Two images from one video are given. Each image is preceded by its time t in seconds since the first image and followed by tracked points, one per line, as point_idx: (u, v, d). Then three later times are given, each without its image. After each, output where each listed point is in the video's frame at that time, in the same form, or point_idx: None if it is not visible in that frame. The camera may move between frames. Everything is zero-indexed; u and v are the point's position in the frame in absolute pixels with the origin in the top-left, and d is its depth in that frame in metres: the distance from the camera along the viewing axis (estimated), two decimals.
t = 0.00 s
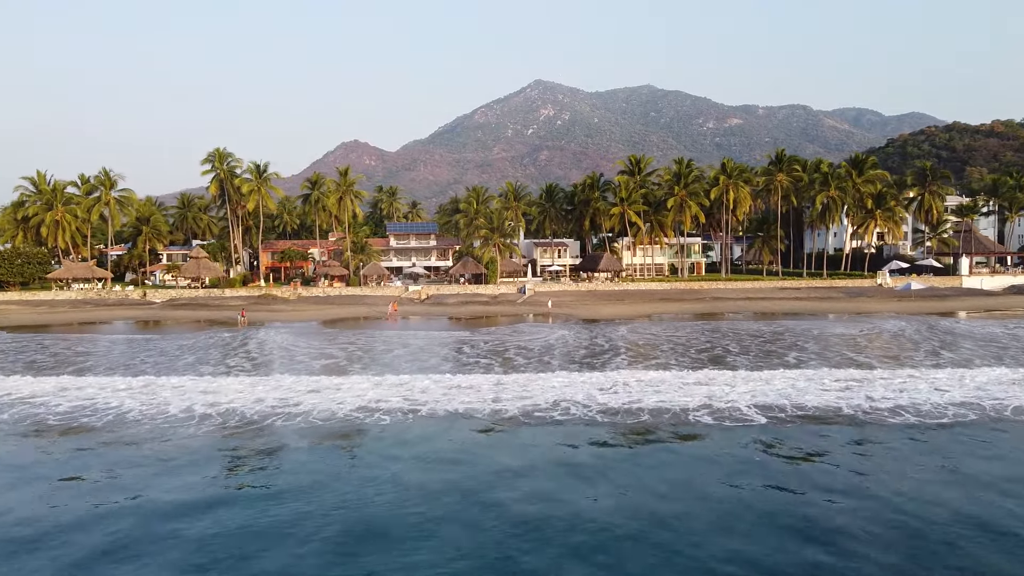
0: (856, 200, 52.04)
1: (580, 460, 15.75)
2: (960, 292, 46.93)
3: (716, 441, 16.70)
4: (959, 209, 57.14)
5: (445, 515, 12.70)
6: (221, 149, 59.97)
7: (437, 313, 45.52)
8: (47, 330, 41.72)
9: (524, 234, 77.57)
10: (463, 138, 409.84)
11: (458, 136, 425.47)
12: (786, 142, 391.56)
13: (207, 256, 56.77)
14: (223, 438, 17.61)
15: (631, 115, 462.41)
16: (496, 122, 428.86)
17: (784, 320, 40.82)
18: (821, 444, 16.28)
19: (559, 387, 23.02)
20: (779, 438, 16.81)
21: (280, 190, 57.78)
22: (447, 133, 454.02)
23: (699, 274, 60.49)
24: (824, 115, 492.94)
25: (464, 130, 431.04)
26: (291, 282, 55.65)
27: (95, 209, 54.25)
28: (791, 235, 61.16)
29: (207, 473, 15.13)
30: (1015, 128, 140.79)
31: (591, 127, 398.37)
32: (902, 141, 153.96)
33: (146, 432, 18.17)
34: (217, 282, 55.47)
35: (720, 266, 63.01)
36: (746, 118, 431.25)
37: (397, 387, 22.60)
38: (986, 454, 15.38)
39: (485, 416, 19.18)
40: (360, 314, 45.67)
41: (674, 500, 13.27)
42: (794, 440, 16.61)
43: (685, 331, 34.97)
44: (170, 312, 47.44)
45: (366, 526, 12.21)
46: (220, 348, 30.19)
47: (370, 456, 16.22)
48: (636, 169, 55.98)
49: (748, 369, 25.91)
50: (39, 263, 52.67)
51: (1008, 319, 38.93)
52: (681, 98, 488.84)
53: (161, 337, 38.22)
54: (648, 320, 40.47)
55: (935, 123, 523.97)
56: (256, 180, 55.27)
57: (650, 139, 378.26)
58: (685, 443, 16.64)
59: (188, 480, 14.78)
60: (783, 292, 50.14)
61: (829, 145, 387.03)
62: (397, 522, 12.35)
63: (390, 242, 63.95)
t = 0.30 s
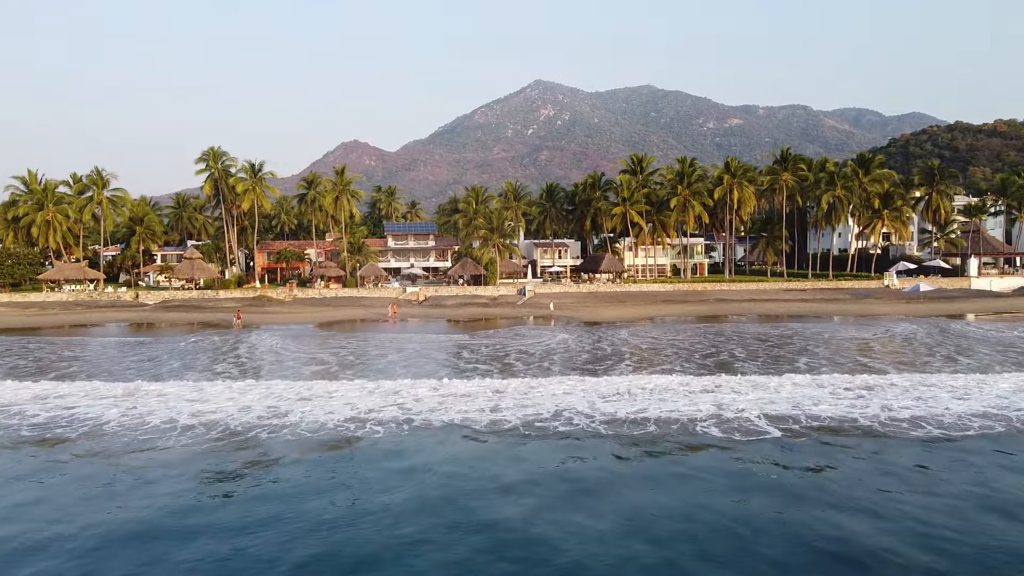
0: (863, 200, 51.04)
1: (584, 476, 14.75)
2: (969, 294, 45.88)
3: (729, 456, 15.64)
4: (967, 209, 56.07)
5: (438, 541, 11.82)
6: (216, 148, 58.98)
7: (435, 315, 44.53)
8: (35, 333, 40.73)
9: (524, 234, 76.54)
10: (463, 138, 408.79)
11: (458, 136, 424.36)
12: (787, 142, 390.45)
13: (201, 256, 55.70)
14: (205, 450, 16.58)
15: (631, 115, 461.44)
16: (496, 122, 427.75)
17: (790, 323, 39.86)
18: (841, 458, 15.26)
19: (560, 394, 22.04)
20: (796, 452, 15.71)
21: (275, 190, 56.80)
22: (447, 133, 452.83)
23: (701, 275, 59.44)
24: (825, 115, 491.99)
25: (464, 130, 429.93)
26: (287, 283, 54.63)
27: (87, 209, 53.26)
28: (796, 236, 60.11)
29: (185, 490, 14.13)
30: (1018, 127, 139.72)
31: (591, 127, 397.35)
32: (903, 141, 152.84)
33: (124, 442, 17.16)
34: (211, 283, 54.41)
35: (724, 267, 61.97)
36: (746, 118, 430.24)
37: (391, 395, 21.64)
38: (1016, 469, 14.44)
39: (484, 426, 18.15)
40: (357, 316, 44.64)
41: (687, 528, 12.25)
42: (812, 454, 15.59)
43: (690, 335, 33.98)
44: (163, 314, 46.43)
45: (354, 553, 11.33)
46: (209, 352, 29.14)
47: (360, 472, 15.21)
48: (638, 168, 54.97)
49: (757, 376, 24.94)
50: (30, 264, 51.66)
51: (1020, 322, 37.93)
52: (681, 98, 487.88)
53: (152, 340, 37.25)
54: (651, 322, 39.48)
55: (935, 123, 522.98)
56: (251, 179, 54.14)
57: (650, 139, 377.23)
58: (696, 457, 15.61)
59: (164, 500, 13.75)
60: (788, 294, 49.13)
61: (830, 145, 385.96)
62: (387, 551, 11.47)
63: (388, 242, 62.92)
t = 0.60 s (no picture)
0: (870, 200, 50.04)
1: (589, 494, 13.79)
2: (979, 296, 44.89)
3: (744, 471, 14.65)
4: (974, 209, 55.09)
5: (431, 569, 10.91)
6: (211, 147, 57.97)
7: (433, 317, 43.58)
8: (24, 336, 39.73)
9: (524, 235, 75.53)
10: (463, 138, 407.82)
11: (457, 136, 423.27)
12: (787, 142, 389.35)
13: (195, 257, 54.67)
14: (185, 460, 15.61)
15: (631, 115, 460.63)
16: (496, 121, 426.50)
17: (798, 326, 38.84)
18: (864, 475, 14.27)
19: (563, 403, 21.06)
20: (816, 466, 14.72)
21: (271, 189, 55.78)
22: (446, 133, 451.58)
23: (704, 277, 58.37)
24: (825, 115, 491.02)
25: (464, 130, 428.80)
26: (282, 285, 53.59)
27: (78, 208, 52.19)
28: (800, 236, 59.13)
29: (161, 506, 13.13)
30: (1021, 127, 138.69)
31: (591, 127, 396.37)
32: (905, 141, 151.72)
33: (100, 452, 16.15)
34: (205, 285, 53.35)
35: (727, 268, 60.97)
36: (746, 118, 429.32)
37: (386, 405, 20.66)
38: None
39: (482, 437, 17.15)
40: (352, 318, 43.62)
41: (702, 552, 11.31)
42: (832, 469, 14.60)
43: (694, 339, 33.01)
44: (155, 316, 45.42)
45: None
46: (197, 358, 28.10)
47: (351, 488, 14.21)
48: (640, 167, 53.94)
49: (767, 384, 23.93)
50: (20, 265, 50.65)
51: None
52: (681, 98, 486.90)
53: (141, 344, 36.19)
54: (654, 325, 38.47)
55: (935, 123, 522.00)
56: (246, 179, 53.06)
57: (650, 139, 376.25)
58: (709, 473, 14.62)
59: (137, 517, 12.76)
60: (793, 295, 48.12)
61: (830, 145, 384.95)
62: None
63: (386, 243, 61.91)
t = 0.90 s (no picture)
0: (877, 200, 48.99)
1: (593, 515, 12.85)
2: (989, 298, 43.95)
3: (761, 490, 13.59)
4: (983, 209, 54.08)
5: None
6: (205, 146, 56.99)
7: (431, 320, 42.62)
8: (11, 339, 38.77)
9: (524, 236, 74.56)
10: (462, 138, 406.83)
11: (457, 136, 422.30)
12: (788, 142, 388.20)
13: (189, 258, 53.68)
14: (164, 471, 14.68)
15: (631, 115, 459.60)
16: (496, 121, 425.43)
17: (806, 330, 37.80)
18: (892, 496, 13.22)
19: (565, 413, 20.11)
20: (839, 485, 13.65)
21: (266, 189, 54.78)
22: (446, 133, 450.34)
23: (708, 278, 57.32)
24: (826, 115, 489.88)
25: (464, 130, 427.75)
26: (277, 286, 52.62)
27: (69, 208, 51.20)
28: (805, 237, 58.16)
29: (132, 529, 12.06)
30: None
31: (591, 127, 395.40)
32: (907, 141, 150.51)
33: (74, 464, 15.21)
34: (199, 286, 52.36)
35: (730, 269, 60.00)
36: (747, 118, 428.24)
37: (379, 416, 19.71)
38: None
39: (479, 451, 16.09)
40: (349, 321, 42.70)
41: None
42: (858, 489, 13.54)
43: (699, 344, 32.10)
44: (147, 319, 44.46)
45: None
46: (184, 364, 27.03)
47: (339, 508, 13.14)
48: (642, 166, 52.92)
49: (779, 394, 22.88)
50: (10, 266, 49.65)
51: None
52: (681, 98, 485.63)
53: (130, 349, 35.16)
54: (658, 328, 37.40)
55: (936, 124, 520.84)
56: (240, 178, 52.04)
57: (650, 139, 375.25)
58: (725, 493, 13.56)
59: (105, 536, 11.81)
60: (799, 297, 47.16)
61: (831, 145, 383.90)
62: None
63: (384, 243, 60.92)
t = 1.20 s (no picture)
0: (885, 200, 47.93)
1: (599, 540, 11.86)
2: (999, 301, 42.94)
3: (782, 514, 12.52)
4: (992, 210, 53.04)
5: None
6: (199, 145, 55.96)
7: (429, 323, 41.60)
8: None
9: (524, 236, 73.53)
10: (462, 138, 405.73)
11: (457, 136, 421.16)
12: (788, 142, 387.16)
13: (182, 259, 52.63)
14: (138, 490, 13.68)
15: (631, 115, 458.51)
16: (496, 121, 424.50)
17: (813, 334, 36.80)
18: (926, 520, 12.15)
19: (567, 424, 19.08)
20: (864, 508, 12.64)
21: (261, 188, 53.72)
22: (446, 133, 449.37)
23: (710, 280, 56.34)
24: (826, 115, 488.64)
25: (463, 130, 426.52)
26: (273, 288, 51.59)
27: (60, 208, 50.16)
28: (810, 238, 57.11)
29: (95, 559, 10.99)
30: None
31: (591, 126, 394.29)
32: (909, 141, 149.38)
33: (42, 482, 14.21)
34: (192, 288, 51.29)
35: (734, 270, 58.97)
36: (747, 118, 427.11)
37: (371, 428, 18.69)
38: None
39: (475, 468, 15.02)
40: (345, 324, 41.67)
41: None
42: (887, 513, 12.47)
43: (705, 349, 31.10)
44: (138, 322, 43.43)
45: None
46: (170, 370, 25.99)
47: (322, 533, 12.11)
48: (645, 166, 51.91)
49: (790, 403, 21.81)
50: None
51: None
52: (682, 97, 484.45)
53: (117, 353, 34.12)
54: (661, 332, 36.39)
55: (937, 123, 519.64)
56: (234, 177, 51.00)
57: (651, 138, 374.19)
58: (742, 517, 12.47)
59: (66, 564, 10.82)
60: (806, 299, 46.12)
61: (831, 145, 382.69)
62: None
63: (382, 244, 59.87)
